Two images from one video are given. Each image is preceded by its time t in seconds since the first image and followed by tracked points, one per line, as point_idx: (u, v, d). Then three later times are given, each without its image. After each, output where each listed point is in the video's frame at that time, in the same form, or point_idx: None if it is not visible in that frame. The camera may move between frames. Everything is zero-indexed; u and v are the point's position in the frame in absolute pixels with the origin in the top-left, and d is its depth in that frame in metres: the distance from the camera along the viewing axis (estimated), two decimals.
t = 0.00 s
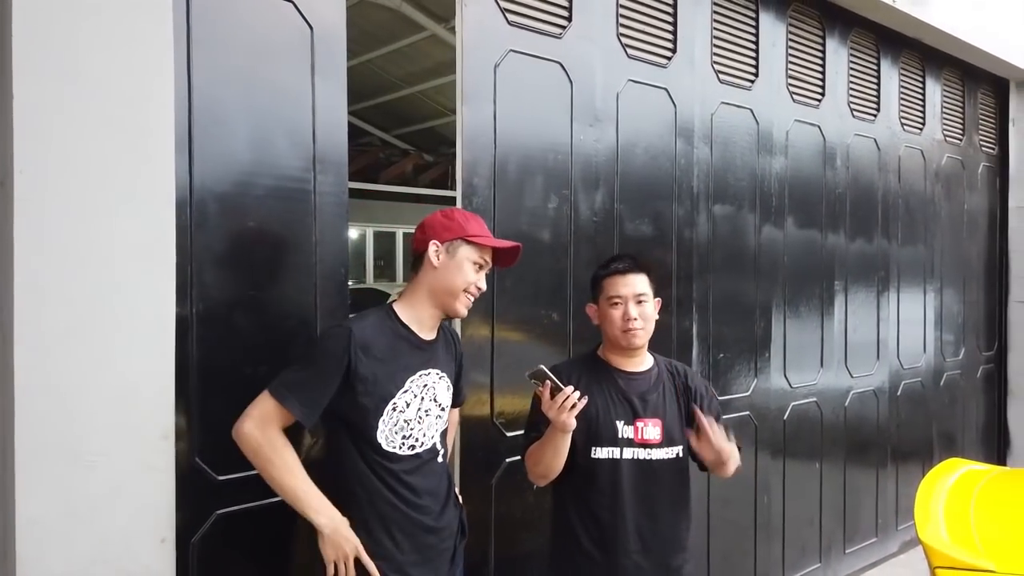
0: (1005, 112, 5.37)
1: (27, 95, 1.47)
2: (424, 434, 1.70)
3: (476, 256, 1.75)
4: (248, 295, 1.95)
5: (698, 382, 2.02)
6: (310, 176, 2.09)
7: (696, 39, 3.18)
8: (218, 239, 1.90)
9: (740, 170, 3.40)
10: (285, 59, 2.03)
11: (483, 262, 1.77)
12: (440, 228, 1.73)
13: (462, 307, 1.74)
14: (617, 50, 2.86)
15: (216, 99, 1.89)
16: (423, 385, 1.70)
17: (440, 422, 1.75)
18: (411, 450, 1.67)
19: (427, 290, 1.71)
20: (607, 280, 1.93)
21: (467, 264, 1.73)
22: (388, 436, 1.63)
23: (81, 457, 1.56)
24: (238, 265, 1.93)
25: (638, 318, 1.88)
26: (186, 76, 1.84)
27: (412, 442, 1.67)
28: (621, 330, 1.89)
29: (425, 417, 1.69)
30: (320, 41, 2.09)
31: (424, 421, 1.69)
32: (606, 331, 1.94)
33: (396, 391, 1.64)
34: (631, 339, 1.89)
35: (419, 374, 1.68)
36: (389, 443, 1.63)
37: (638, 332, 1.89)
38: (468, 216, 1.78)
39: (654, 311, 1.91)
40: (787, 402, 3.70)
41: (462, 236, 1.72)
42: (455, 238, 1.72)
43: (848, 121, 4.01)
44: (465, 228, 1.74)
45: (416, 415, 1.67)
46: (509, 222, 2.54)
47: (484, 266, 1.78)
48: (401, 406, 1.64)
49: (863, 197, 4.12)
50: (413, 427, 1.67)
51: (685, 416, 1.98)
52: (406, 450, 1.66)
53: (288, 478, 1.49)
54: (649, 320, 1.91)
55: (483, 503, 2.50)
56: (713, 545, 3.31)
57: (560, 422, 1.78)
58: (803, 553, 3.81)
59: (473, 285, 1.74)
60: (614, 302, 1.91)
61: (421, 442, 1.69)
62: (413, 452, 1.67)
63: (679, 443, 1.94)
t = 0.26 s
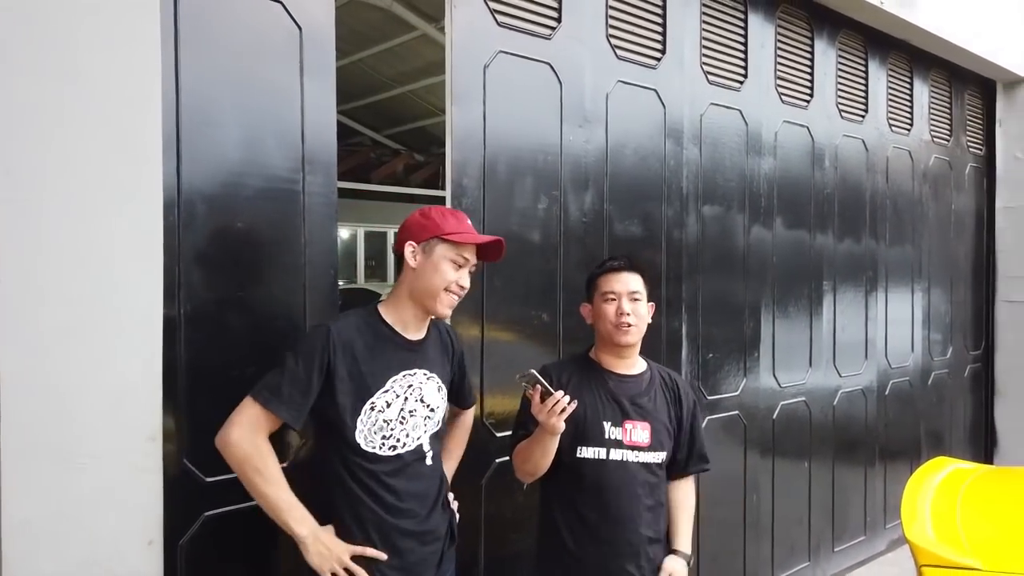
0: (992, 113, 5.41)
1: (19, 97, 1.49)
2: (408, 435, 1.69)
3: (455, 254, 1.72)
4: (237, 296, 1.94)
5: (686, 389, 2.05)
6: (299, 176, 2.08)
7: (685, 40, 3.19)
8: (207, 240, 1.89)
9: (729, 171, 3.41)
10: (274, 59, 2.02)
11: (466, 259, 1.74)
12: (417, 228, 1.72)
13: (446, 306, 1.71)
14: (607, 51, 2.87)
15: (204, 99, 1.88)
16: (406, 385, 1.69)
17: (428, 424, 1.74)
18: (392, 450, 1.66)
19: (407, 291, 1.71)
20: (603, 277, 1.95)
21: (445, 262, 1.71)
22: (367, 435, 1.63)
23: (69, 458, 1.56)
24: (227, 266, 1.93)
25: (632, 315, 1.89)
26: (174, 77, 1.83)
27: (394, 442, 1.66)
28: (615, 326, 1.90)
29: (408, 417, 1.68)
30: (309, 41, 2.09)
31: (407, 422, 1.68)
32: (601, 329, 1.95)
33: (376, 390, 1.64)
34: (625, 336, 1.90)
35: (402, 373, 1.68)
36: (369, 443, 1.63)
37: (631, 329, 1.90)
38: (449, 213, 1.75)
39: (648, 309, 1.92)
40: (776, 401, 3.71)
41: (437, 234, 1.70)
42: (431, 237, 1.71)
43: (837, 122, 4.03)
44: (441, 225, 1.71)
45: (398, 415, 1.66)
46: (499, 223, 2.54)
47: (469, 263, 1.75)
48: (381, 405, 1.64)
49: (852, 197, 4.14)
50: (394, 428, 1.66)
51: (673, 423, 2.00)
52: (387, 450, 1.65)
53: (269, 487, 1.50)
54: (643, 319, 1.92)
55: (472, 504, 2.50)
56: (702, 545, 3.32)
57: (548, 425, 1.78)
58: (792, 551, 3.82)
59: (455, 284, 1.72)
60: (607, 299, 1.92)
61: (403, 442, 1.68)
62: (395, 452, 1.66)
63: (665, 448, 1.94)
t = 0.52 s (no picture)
0: (980, 113, 5.45)
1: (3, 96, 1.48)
2: (399, 431, 1.68)
3: (440, 249, 1.71)
4: (228, 295, 1.94)
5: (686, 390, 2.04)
6: (290, 175, 2.08)
7: (677, 39, 3.19)
8: (198, 238, 1.88)
9: (721, 170, 3.42)
10: (265, 57, 2.01)
11: (452, 255, 1.73)
12: (403, 224, 1.72)
13: (432, 301, 1.70)
14: (599, 49, 2.88)
15: (195, 97, 1.88)
16: (396, 382, 1.69)
17: (420, 421, 1.74)
18: (383, 447, 1.65)
19: (394, 288, 1.71)
20: (606, 275, 1.96)
21: (431, 258, 1.70)
22: (358, 433, 1.62)
23: (58, 458, 1.56)
24: (218, 265, 1.92)
25: (638, 313, 1.90)
26: (165, 75, 1.82)
27: (384, 439, 1.65)
28: (621, 324, 1.90)
29: (400, 414, 1.68)
30: (300, 38, 2.08)
31: (398, 418, 1.68)
32: (604, 326, 1.95)
33: (366, 387, 1.64)
34: (630, 334, 1.90)
35: (391, 370, 1.68)
36: (360, 440, 1.62)
37: (636, 328, 1.91)
38: (436, 208, 1.75)
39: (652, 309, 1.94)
40: (767, 400, 3.73)
41: (422, 229, 1.70)
42: (416, 233, 1.71)
43: (827, 122, 4.05)
44: (426, 220, 1.71)
45: (388, 412, 1.66)
46: (491, 221, 2.54)
47: (456, 259, 1.75)
48: (371, 402, 1.64)
49: (842, 197, 4.16)
50: (385, 424, 1.66)
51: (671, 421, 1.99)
52: (378, 447, 1.65)
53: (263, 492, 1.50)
54: (647, 317, 1.93)
55: (465, 503, 2.50)
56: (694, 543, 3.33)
57: (545, 419, 1.79)
58: (783, 549, 3.84)
59: (440, 280, 1.71)
60: (614, 296, 1.92)
61: (394, 439, 1.67)
62: (386, 449, 1.66)
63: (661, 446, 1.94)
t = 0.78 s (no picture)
0: (975, 113, 5.46)
1: None
2: (397, 430, 1.68)
3: (435, 247, 1.71)
4: (224, 294, 1.93)
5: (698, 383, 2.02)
6: (286, 174, 2.07)
7: (673, 39, 3.19)
8: (193, 237, 1.88)
9: (717, 169, 3.42)
10: (261, 55, 2.01)
11: (447, 253, 1.73)
12: (399, 222, 1.71)
13: (425, 300, 1.70)
14: (595, 49, 2.87)
15: (190, 96, 1.87)
16: (394, 380, 1.69)
17: (417, 419, 1.74)
18: (382, 446, 1.65)
19: (388, 286, 1.70)
20: (603, 275, 1.97)
21: (425, 256, 1.70)
22: (358, 432, 1.62)
23: (51, 458, 1.55)
24: (214, 264, 1.92)
25: (638, 310, 1.90)
26: (160, 73, 1.81)
27: (382, 437, 1.65)
28: (622, 322, 1.90)
29: (397, 412, 1.68)
30: (296, 37, 2.07)
31: (396, 417, 1.68)
32: (607, 326, 1.95)
33: (364, 386, 1.64)
34: (631, 331, 1.90)
35: (388, 368, 1.68)
36: (360, 439, 1.62)
37: (638, 325, 1.90)
38: (431, 207, 1.75)
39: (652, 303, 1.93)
40: (763, 399, 3.73)
41: (417, 228, 1.69)
42: (411, 231, 1.70)
43: (823, 121, 4.06)
44: (421, 219, 1.70)
45: (387, 410, 1.66)
46: (487, 220, 2.54)
47: (450, 257, 1.75)
48: (369, 400, 1.64)
49: (838, 197, 4.17)
50: (383, 423, 1.66)
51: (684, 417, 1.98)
52: (377, 445, 1.64)
53: (263, 493, 1.48)
54: (649, 312, 1.93)
55: (462, 502, 2.50)
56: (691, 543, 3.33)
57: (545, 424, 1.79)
58: (779, 549, 3.84)
59: (435, 279, 1.71)
60: (612, 296, 1.93)
61: (392, 437, 1.67)
62: (385, 447, 1.66)
63: (675, 442, 1.93)
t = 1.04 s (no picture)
0: (968, 113, 5.48)
1: None
2: (390, 429, 1.69)
3: (433, 248, 1.71)
4: (218, 293, 1.93)
5: (701, 371, 2.05)
6: (280, 172, 2.07)
7: (667, 38, 3.20)
8: (186, 236, 1.87)
9: (711, 169, 3.43)
10: (255, 52, 2.00)
11: (444, 254, 1.73)
12: (397, 223, 1.71)
13: (422, 300, 1.71)
14: (589, 48, 2.88)
15: (183, 94, 1.86)
16: (388, 380, 1.69)
17: (408, 418, 1.74)
18: (376, 445, 1.66)
19: (385, 286, 1.70)
20: (604, 271, 1.97)
21: (423, 257, 1.70)
22: (353, 431, 1.62)
23: (44, 457, 1.55)
24: (208, 262, 1.91)
25: (634, 307, 1.91)
26: (153, 71, 1.81)
27: (376, 437, 1.66)
28: (620, 318, 1.92)
29: (391, 412, 1.68)
30: (289, 35, 2.07)
31: (389, 416, 1.68)
32: (607, 322, 1.97)
33: (360, 386, 1.63)
34: (630, 329, 1.91)
35: (383, 368, 1.68)
36: (355, 439, 1.63)
37: (635, 322, 1.91)
38: (428, 208, 1.74)
39: (651, 302, 1.93)
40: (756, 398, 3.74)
41: (416, 230, 1.69)
42: (409, 232, 1.70)
43: (816, 121, 4.07)
44: (420, 221, 1.70)
45: (381, 409, 1.66)
46: (481, 219, 2.54)
47: (447, 258, 1.74)
48: (364, 400, 1.64)
49: (831, 196, 4.18)
50: (377, 422, 1.66)
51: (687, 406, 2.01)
52: (371, 445, 1.65)
53: (263, 494, 1.48)
54: (647, 311, 1.93)
55: (455, 501, 2.49)
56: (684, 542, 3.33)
57: (544, 415, 1.82)
58: (772, 547, 3.85)
59: (432, 280, 1.71)
60: (610, 292, 1.94)
61: (386, 436, 1.68)
62: (378, 447, 1.66)
63: (678, 434, 1.96)
